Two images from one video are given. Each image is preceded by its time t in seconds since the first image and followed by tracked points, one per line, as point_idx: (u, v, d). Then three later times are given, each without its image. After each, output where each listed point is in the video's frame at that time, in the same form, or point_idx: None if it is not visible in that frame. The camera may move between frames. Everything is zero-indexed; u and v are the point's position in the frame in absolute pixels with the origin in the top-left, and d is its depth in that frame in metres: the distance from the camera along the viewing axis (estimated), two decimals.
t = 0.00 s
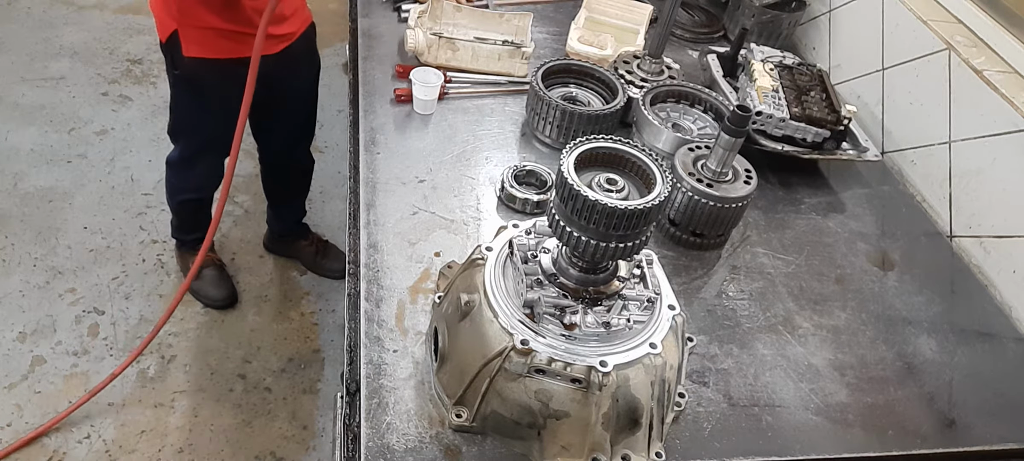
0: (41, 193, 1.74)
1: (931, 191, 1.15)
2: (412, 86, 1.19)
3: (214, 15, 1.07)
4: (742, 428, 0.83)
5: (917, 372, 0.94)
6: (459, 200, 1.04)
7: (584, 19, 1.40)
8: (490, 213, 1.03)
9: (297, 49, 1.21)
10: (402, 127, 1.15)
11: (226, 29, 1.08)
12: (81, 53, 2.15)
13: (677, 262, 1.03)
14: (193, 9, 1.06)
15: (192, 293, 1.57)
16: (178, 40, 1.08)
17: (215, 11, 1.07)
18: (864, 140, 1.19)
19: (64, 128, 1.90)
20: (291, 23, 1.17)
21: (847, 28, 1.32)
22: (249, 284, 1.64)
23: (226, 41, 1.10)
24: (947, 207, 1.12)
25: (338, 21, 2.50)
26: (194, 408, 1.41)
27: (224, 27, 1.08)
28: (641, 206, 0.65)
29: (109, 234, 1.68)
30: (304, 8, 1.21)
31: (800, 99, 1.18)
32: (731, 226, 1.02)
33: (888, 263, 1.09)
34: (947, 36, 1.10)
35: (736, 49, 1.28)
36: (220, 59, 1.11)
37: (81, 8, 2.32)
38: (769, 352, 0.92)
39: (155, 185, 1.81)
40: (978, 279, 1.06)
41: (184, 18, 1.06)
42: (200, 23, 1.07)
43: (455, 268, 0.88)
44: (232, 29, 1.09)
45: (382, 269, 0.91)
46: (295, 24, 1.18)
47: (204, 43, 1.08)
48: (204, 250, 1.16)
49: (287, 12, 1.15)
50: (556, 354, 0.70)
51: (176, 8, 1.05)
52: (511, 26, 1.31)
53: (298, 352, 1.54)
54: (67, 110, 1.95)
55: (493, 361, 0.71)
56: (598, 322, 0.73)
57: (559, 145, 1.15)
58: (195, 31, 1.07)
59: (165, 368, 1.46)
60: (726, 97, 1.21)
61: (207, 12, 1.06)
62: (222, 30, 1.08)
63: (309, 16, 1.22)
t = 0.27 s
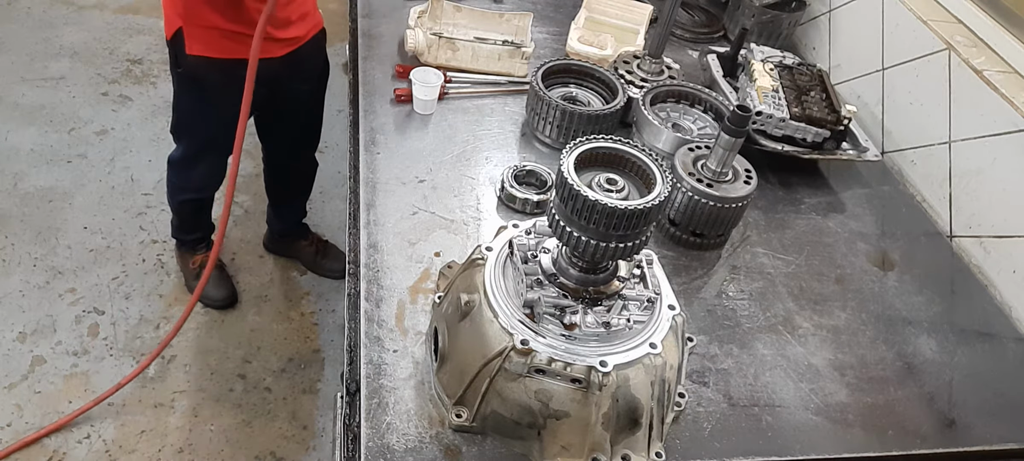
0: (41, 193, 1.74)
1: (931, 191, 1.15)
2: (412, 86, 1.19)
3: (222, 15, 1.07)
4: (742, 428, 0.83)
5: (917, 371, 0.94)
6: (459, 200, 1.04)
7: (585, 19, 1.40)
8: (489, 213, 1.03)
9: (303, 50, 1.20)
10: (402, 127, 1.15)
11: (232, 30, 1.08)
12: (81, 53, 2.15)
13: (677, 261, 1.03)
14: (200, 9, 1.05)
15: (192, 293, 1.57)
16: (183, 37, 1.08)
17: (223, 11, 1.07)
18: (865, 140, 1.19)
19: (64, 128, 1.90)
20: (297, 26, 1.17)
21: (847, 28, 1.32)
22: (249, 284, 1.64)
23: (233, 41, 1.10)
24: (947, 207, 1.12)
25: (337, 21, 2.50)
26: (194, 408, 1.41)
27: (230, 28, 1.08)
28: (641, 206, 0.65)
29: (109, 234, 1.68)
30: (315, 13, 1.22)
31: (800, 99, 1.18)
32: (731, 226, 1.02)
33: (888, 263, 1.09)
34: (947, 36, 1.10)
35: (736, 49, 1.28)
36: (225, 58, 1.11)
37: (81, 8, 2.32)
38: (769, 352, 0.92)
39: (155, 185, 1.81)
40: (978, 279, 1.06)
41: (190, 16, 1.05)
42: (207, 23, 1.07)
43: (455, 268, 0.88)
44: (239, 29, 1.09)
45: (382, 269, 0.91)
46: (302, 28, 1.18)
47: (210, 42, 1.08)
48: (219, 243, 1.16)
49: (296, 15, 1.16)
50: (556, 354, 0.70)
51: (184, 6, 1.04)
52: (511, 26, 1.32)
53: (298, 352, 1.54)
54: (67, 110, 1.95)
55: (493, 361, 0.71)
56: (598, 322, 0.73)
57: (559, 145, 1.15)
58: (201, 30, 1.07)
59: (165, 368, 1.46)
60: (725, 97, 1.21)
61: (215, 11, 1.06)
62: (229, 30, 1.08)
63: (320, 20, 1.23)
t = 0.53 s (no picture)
0: (41, 193, 1.73)
1: (931, 191, 1.15)
2: (412, 86, 1.19)
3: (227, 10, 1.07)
4: (742, 428, 0.83)
5: (917, 371, 0.94)
6: (459, 200, 1.04)
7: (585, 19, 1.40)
8: (489, 213, 1.03)
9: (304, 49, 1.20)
10: (402, 127, 1.15)
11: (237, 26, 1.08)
12: (81, 53, 2.15)
13: (677, 261, 1.03)
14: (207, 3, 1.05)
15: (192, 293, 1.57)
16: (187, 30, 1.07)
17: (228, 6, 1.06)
18: (864, 140, 1.19)
19: (64, 128, 1.90)
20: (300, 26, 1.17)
21: (847, 28, 1.32)
22: (249, 284, 1.64)
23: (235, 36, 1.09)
24: (947, 207, 1.12)
25: (337, 20, 2.50)
26: (194, 408, 1.41)
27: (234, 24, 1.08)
28: (641, 206, 0.65)
29: (109, 234, 1.68)
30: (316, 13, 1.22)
31: (800, 99, 1.18)
32: (731, 226, 1.02)
33: (889, 263, 1.09)
34: (947, 36, 1.10)
35: (736, 49, 1.28)
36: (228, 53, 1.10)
37: (81, 8, 2.32)
38: (769, 352, 0.92)
39: (156, 185, 1.81)
40: (978, 279, 1.06)
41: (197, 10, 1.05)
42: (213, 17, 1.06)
43: (455, 268, 0.88)
44: (243, 25, 1.09)
45: (382, 269, 0.91)
46: (304, 28, 1.18)
47: (213, 36, 1.08)
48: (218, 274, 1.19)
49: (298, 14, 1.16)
50: (556, 354, 0.70)
51: None
52: (511, 26, 1.33)
53: (298, 352, 1.54)
54: (67, 110, 1.95)
55: (493, 361, 0.71)
56: (598, 322, 0.73)
57: (559, 145, 1.15)
58: (206, 24, 1.06)
59: (165, 368, 1.46)
60: (725, 97, 1.21)
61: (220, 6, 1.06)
62: (232, 25, 1.08)
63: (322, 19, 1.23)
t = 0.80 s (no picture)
0: (40, 193, 1.73)
1: (931, 191, 1.15)
2: (412, 86, 1.19)
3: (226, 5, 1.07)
4: (742, 428, 0.83)
5: (917, 371, 0.94)
6: (459, 200, 1.04)
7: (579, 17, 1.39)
8: (489, 213, 1.03)
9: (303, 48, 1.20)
10: (402, 127, 1.15)
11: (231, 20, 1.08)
12: (81, 53, 2.15)
13: (677, 261, 1.03)
14: None
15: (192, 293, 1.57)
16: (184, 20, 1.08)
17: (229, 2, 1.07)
18: (864, 140, 1.19)
19: (64, 128, 1.90)
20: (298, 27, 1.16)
21: (847, 28, 1.32)
22: (249, 284, 1.64)
23: (232, 32, 1.09)
24: (947, 207, 1.12)
25: (338, 20, 2.50)
26: (194, 408, 1.41)
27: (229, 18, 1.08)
28: (641, 206, 0.65)
29: (109, 234, 1.68)
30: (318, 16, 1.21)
31: (800, 99, 1.18)
32: (731, 226, 1.02)
33: (889, 263, 1.09)
34: (947, 36, 1.10)
35: (736, 49, 1.28)
36: (223, 47, 1.10)
37: (81, 8, 2.32)
38: (769, 352, 0.92)
39: (156, 185, 1.81)
40: (978, 279, 1.06)
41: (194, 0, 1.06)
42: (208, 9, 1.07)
43: (455, 268, 0.88)
44: (238, 20, 1.09)
45: (382, 269, 0.91)
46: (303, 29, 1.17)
47: (207, 29, 1.08)
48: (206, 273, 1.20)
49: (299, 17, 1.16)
50: (556, 354, 0.70)
51: None
52: (511, 26, 1.32)
53: (298, 352, 1.54)
54: (67, 110, 1.95)
55: (493, 361, 0.71)
56: (598, 322, 0.73)
57: (559, 145, 1.15)
58: (201, 15, 1.07)
59: (165, 368, 1.46)
60: (725, 97, 1.21)
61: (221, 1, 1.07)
62: (230, 20, 1.08)
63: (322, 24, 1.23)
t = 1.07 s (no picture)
0: (40, 193, 1.73)
1: (931, 191, 1.15)
2: (412, 86, 1.19)
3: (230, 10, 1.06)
4: (742, 428, 0.83)
5: (917, 371, 0.94)
6: (459, 200, 1.04)
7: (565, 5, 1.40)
8: (489, 213, 1.03)
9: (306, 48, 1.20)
10: (402, 127, 1.15)
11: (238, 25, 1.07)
12: (81, 53, 2.15)
13: (677, 261, 1.03)
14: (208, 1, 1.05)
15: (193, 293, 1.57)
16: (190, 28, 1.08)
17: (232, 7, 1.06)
18: (864, 140, 1.19)
19: (64, 128, 1.90)
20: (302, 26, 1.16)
21: (847, 28, 1.32)
22: (248, 284, 1.64)
23: (238, 38, 1.09)
24: (947, 207, 1.12)
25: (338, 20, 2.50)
26: (194, 408, 1.41)
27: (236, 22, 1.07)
28: (641, 206, 0.65)
29: (109, 234, 1.68)
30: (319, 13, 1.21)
31: (800, 99, 1.18)
32: (731, 226, 1.02)
33: (889, 263, 1.09)
34: (947, 36, 1.10)
35: (736, 49, 1.28)
36: (230, 53, 1.10)
37: (81, 8, 2.32)
38: (769, 352, 0.92)
39: (156, 185, 1.81)
40: (978, 280, 1.06)
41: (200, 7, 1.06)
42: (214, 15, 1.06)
43: (455, 268, 0.88)
44: (245, 25, 1.08)
45: (382, 269, 0.91)
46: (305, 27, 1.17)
47: (215, 36, 1.07)
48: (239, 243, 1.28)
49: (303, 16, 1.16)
50: (556, 354, 0.70)
51: None
52: (507, 24, 1.35)
53: (298, 352, 1.54)
54: (67, 110, 1.95)
55: (493, 361, 0.71)
56: (598, 322, 0.73)
57: (559, 145, 1.15)
58: (207, 22, 1.06)
59: (165, 368, 1.46)
60: (725, 97, 1.21)
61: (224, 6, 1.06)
62: (234, 26, 1.07)
63: (324, 21, 1.23)
